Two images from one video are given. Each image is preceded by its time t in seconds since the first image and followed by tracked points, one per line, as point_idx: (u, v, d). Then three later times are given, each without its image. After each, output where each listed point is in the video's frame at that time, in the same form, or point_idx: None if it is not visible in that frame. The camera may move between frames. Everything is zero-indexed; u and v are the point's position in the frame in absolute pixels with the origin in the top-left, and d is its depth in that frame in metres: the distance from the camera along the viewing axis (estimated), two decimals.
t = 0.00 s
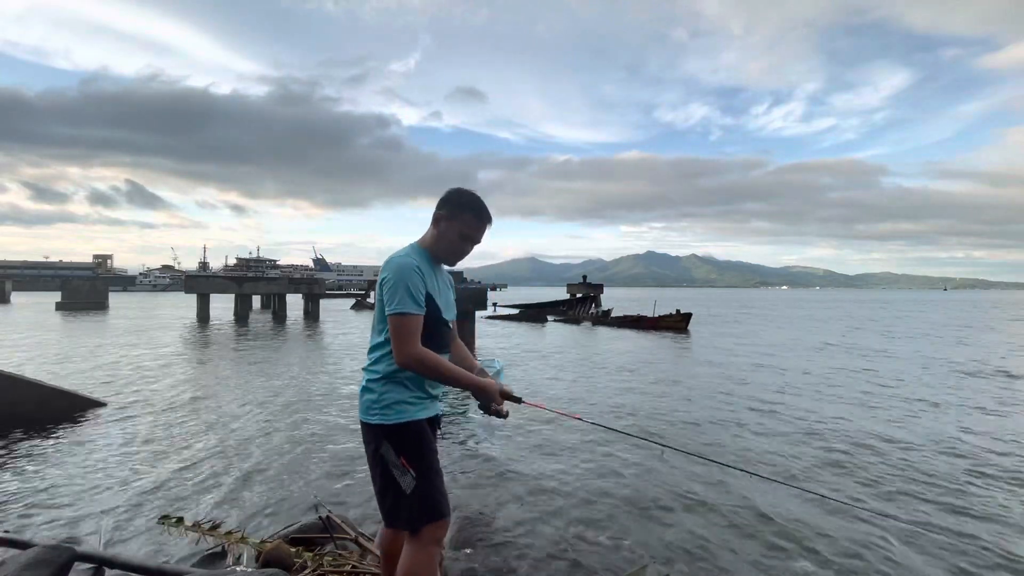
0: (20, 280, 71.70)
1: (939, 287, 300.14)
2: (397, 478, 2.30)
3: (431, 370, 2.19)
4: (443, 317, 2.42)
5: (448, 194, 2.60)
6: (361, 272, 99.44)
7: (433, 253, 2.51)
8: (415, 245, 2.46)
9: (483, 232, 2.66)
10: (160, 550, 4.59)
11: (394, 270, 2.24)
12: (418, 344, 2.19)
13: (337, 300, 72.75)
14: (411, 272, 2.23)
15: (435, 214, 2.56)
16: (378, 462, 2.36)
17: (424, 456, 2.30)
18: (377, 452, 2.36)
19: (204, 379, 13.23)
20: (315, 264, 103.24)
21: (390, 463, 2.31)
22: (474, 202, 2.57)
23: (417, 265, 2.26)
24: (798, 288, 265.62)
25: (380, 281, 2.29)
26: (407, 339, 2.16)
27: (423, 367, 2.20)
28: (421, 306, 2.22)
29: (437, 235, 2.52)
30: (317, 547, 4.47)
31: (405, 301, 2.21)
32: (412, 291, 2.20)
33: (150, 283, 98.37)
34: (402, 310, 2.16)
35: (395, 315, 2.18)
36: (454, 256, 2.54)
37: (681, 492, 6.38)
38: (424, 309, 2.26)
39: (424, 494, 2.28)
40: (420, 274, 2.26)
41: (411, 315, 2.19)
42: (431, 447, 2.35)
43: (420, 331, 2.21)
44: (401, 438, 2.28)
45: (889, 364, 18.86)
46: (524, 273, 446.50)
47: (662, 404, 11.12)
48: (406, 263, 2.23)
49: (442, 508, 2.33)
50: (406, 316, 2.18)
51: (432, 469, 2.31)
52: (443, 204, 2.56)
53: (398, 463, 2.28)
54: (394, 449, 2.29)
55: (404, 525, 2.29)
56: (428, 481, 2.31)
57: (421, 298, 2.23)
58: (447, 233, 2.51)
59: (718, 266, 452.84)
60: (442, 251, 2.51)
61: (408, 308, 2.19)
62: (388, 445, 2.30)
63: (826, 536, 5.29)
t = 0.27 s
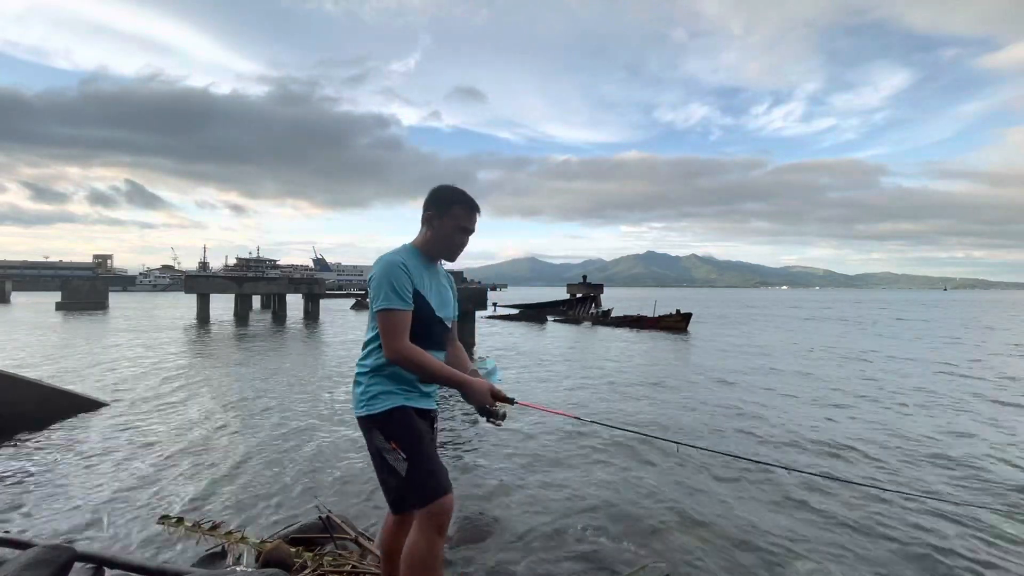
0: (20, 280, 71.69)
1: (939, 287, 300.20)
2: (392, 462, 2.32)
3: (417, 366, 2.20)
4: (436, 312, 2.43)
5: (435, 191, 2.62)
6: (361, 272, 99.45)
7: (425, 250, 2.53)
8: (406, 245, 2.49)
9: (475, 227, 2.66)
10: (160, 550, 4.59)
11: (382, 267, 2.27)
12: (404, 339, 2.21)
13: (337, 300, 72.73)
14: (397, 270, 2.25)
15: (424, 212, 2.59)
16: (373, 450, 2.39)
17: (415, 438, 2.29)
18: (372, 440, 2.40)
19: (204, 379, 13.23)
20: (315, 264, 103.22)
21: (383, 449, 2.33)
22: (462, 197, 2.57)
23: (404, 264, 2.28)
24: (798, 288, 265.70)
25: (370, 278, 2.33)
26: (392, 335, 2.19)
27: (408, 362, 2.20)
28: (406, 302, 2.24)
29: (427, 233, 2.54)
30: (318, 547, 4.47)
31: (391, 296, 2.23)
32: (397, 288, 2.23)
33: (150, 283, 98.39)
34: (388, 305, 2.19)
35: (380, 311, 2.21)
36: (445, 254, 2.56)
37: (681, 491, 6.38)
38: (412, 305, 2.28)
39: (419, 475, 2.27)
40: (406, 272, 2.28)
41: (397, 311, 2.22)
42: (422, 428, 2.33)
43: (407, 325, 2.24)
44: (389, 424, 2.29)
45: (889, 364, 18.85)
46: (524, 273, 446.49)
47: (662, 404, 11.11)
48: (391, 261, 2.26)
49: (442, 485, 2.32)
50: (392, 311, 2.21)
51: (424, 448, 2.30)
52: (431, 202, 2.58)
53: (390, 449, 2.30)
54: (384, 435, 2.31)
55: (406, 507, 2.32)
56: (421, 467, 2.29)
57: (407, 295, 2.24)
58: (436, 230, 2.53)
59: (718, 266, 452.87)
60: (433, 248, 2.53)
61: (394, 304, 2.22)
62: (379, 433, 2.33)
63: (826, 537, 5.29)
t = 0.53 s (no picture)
0: (20, 280, 71.65)
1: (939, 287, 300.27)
2: (386, 463, 2.31)
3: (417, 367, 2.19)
4: (434, 312, 2.42)
5: (424, 190, 2.65)
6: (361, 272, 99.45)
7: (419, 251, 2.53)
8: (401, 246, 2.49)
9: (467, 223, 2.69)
10: (160, 550, 4.59)
11: (380, 268, 2.26)
12: (403, 338, 2.19)
13: (337, 300, 72.73)
14: (395, 270, 2.24)
15: (414, 212, 2.61)
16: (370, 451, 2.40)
17: (408, 436, 2.28)
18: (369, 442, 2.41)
19: (204, 379, 13.24)
20: (315, 264, 103.21)
21: (378, 449, 2.34)
22: (450, 194, 2.62)
23: (403, 263, 2.27)
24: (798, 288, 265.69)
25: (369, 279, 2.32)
26: (392, 334, 2.17)
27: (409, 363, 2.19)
28: (405, 302, 2.23)
29: (421, 233, 2.55)
30: (318, 547, 4.47)
31: (391, 297, 2.22)
32: (396, 288, 2.22)
33: (150, 283, 98.43)
34: (387, 306, 2.18)
35: (379, 312, 2.19)
36: (441, 252, 2.57)
37: (680, 491, 6.38)
38: (411, 305, 2.27)
39: (411, 475, 2.25)
40: (404, 271, 2.27)
41: (396, 311, 2.20)
42: (418, 428, 2.34)
43: (406, 325, 2.22)
44: (384, 423, 2.30)
45: (889, 364, 18.85)
46: (524, 273, 446.48)
47: (662, 404, 11.12)
48: (389, 262, 2.25)
49: (433, 487, 2.29)
50: (392, 312, 2.20)
51: (418, 446, 2.29)
52: (420, 202, 2.61)
53: (385, 448, 2.30)
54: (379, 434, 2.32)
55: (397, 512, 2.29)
56: (416, 467, 2.28)
57: (406, 295, 2.24)
58: (430, 229, 2.54)
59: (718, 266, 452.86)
60: (429, 247, 2.54)
61: (393, 304, 2.20)
62: (375, 433, 2.34)
63: (826, 536, 5.29)
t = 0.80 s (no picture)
0: (20, 280, 71.62)
1: (939, 287, 300.27)
2: (391, 448, 2.31)
3: (414, 373, 2.19)
4: (432, 314, 2.42)
5: (413, 187, 2.62)
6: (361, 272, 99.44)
7: (413, 252, 2.53)
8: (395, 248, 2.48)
9: (459, 218, 2.68)
10: (161, 550, 4.59)
11: (373, 275, 2.24)
12: (398, 345, 2.19)
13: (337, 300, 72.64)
14: (390, 278, 2.22)
15: (405, 210, 2.59)
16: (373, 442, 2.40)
17: (410, 419, 2.29)
18: (371, 435, 2.41)
19: (204, 379, 13.23)
20: (315, 264, 103.16)
21: (382, 437, 2.34)
22: (439, 190, 2.61)
23: (396, 269, 2.25)
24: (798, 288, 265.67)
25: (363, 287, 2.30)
26: (386, 343, 2.17)
27: (406, 369, 2.19)
28: (400, 310, 2.22)
29: (414, 233, 2.54)
30: (318, 546, 4.47)
31: (385, 306, 2.20)
32: (391, 296, 2.20)
33: (150, 283, 98.42)
34: (381, 315, 2.16)
35: (373, 321, 2.19)
36: (433, 250, 2.57)
37: (681, 490, 6.39)
38: (405, 312, 2.25)
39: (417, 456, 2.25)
40: (399, 279, 2.25)
41: (390, 319, 2.19)
42: (419, 415, 2.34)
43: (400, 331, 2.22)
44: (385, 410, 2.30)
45: (889, 364, 18.86)
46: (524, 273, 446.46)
47: (662, 404, 11.12)
48: (382, 268, 2.22)
49: (440, 462, 2.29)
50: (386, 320, 2.19)
51: (420, 426, 2.30)
52: (411, 200, 2.59)
53: (389, 434, 2.30)
54: (381, 422, 2.32)
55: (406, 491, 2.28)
56: (420, 444, 2.27)
57: (400, 303, 2.22)
58: (423, 228, 2.54)
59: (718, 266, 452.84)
60: (420, 246, 2.53)
61: (387, 313, 2.19)
62: (376, 423, 2.34)
63: (826, 536, 5.29)
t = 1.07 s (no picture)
0: (20, 280, 71.65)
1: (939, 287, 300.25)
2: (391, 462, 2.31)
3: (414, 376, 2.19)
4: (432, 314, 2.42)
5: (408, 183, 2.62)
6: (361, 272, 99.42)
7: (411, 249, 2.53)
8: (392, 247, 2.48)
9: (455, 211, 2.68)
10: (160, 550, 4.59)
11: (371, 278, 2.23)
12: (397, 349, 2.19)
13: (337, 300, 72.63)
14: (389, 279, 2.21)
15: (401, 207, 2.59)
16: (373, 452, 2.40)
17: (412, 434, 2.29)
18: (371, 444, 2.41)
19: (204, 379, 13.24)
20: (315, 264, 103.14)
21: (382, 449, 2.34)
22: (433, 185, 2.60)
23: (393, 270, 2.24)
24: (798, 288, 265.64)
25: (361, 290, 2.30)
26: (384, 346, 2.17)
27: (405, 373, 2.19)
28: (399, 313, 2.21)
29: (412, 231, 2.54)
30: (318, 546, 4.47)
31: (383, 309, 2.20)
32: (390, 298, 2.20)
33: (150, 283, 98.44)
34: (379, 318, 2.16)
35: (371, 324, 2.18)
36: (429, 245, 2.57)
37: (681, 489, 6.38)
38: (405, 314, 2.25)
39: (417, 474, 2.26)
40: (399, 280, 2.25)
41: (389, 322, 2.18)
42: (422, 424, 2.34)
43: (399, 335, 2.21)
44: (387, 423, 2.30)
45: (890, 364, 18.84)
46: (524, 273, 446.46)
47: (662, 404, 11.11)
48: (380, 270, 2.22)
49: (439, 484, 2.30)
50: (384, 324, 2.18)
51: (422, 444, 2.31)
52: (406, 196, 2.58)
53: (390, 448, 2.30)
54: (382, 434, 2.32)
55: (404, 509, 2.29)
56: (421, 463, 2.28)
57: (399, 305, 2.22)
58: (420, 224, 2.54)
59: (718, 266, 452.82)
60: (416, 243, 2.53)
61: (386, 316, 2.19)
62: (377, 434, 2.34)
63: (826, 535, 5.28)
